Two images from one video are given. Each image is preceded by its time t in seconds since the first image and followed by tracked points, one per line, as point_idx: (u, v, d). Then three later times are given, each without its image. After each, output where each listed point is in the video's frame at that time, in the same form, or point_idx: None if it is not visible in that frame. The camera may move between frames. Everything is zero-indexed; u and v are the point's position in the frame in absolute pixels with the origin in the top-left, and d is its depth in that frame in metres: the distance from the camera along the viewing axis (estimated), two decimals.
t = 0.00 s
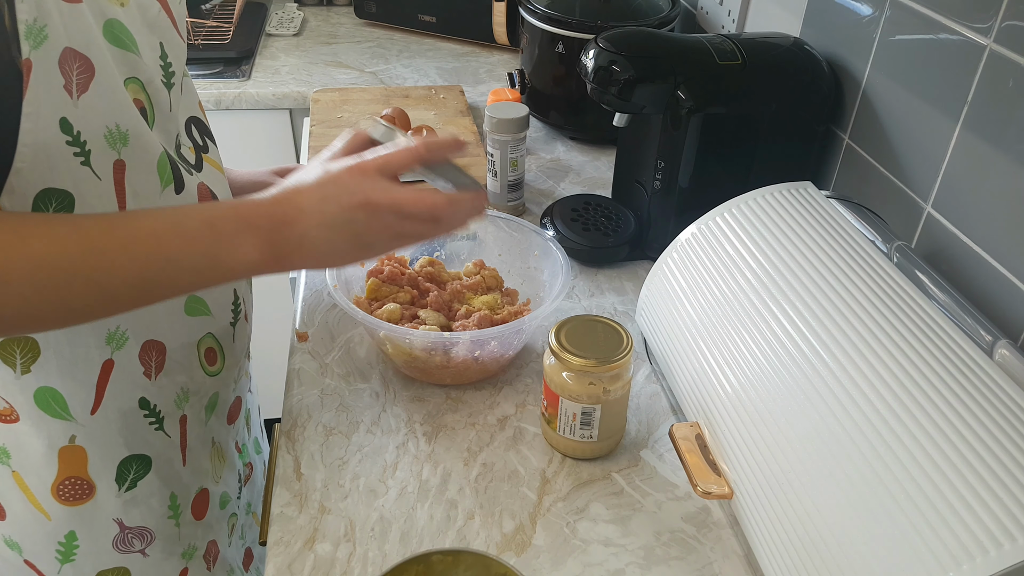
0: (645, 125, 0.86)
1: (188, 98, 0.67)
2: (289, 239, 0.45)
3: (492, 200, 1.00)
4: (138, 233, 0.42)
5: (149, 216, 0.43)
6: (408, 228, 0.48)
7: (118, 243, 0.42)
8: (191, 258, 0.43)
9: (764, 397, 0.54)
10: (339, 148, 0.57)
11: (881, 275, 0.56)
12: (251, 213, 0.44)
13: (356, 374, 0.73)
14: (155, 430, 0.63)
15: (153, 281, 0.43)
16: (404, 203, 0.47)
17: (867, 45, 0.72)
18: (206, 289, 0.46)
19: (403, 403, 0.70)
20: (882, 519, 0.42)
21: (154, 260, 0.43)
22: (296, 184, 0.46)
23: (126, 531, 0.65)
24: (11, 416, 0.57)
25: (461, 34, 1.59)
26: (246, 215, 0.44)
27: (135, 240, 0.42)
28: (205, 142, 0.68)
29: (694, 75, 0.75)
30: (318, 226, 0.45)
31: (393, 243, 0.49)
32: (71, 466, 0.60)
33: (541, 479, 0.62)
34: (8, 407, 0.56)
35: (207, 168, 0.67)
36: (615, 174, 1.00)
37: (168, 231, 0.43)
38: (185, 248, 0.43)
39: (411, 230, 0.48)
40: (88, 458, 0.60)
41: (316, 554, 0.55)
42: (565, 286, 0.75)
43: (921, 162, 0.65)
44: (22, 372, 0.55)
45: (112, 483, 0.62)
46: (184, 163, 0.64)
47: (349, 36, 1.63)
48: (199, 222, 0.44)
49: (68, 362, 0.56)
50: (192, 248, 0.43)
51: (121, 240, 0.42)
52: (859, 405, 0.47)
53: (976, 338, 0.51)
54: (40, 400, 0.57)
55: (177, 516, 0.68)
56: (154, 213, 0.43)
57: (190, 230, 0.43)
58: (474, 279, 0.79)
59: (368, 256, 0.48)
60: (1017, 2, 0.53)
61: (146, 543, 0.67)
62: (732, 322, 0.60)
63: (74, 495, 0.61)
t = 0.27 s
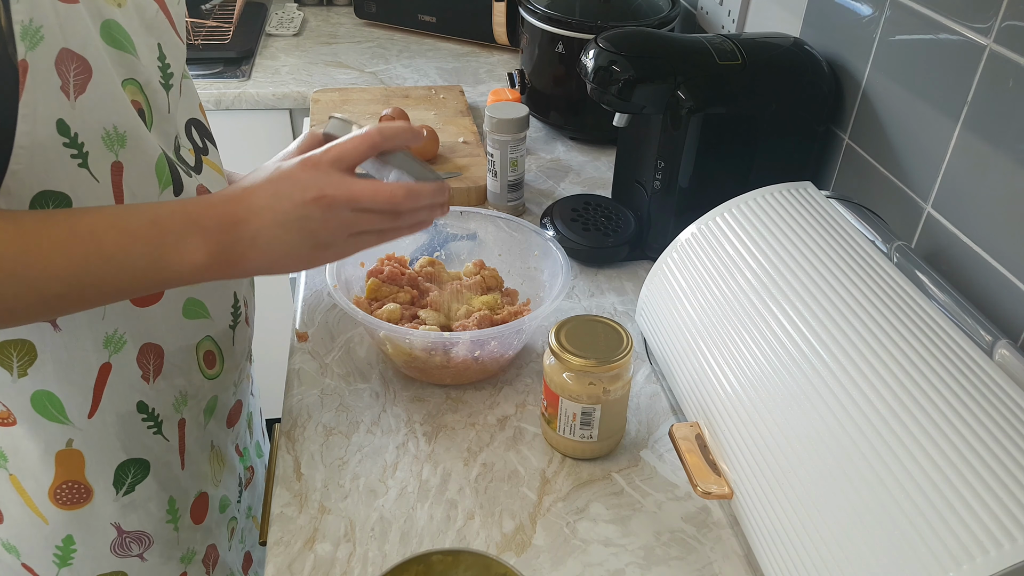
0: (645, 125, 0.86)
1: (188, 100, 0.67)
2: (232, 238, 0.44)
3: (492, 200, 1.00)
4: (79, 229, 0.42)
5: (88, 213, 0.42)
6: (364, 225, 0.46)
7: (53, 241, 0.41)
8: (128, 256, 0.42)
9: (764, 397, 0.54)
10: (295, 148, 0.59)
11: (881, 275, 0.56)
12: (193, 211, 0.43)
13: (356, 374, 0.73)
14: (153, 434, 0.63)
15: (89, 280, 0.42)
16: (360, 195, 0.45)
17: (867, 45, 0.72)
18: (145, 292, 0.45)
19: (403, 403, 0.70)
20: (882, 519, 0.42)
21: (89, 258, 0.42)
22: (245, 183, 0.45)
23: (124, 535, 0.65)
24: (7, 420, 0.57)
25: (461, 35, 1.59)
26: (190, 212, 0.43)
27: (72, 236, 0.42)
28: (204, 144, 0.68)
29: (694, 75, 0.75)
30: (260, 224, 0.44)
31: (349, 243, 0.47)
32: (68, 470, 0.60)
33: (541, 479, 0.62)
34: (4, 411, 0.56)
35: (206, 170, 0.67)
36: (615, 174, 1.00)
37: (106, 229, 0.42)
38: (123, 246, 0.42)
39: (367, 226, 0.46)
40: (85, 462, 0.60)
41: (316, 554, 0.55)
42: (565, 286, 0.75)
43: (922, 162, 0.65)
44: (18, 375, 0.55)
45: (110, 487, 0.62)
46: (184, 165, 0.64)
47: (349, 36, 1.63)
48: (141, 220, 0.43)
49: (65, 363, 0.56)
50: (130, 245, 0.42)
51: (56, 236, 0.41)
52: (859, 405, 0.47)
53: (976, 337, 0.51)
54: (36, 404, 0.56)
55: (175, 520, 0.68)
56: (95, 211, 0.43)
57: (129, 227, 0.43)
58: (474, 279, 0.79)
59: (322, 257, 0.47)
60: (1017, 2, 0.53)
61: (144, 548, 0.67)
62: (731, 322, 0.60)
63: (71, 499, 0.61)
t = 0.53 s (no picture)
0: (645, 125, 0.86)
1: (186, 102, 0.67)
2: (194, 244, 0.43)
3: (491, 200, 1.00)
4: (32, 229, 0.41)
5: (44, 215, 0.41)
6: (329, 233, 0.45)
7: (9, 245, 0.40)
8: (88, 262, 0.42)
9: (764, 398, 0.54)
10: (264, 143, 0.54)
11: (881, 275, 0.56)
12: (153, 216, 0.42)
13: (356, 375, 0.73)
14: (152, 438, 0.63)
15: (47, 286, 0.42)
16: (325, 205, 0.44)
17: (867, 45, 0.72)
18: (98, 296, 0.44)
19: (403, 403, 0.70)
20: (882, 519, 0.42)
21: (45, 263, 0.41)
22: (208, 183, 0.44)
23: (122, 540, 0.65)
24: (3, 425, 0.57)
25: (461, 35, 1.59)
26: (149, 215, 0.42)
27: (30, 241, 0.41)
28: (202, 146, 0.69)
29: (694, 75, 0.75)
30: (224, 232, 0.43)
31: (313, 248, 0.46)
32: (65, 474, 0.60)
33: (541, 479, 0.62)
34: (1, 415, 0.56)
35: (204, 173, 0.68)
36: (615, 174, 1.00)
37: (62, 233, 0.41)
38: (82, 250, 0.42)
39: (332, 233, 0.45)
40: (83, 467, 0.60)
41: (316, 554, 0.55)
42: (565, 286, 0.75)
43: (921, 162, 0.65)
44: (15, 380, 0.55)
45: (107, 492, 0.62)
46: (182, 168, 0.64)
47: (349, 36, 1.63)
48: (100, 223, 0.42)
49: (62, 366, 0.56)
50: (89, 250, 0.42)
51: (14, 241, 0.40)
52: (858, 405, 0.47)
53: (976, 337, 0.51)
54: (33, 408, 0.56)
55: (173, 525, 0.68)
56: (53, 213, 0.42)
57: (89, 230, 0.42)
58: (474, 279, 0.79)
59: (286, 262, 0.46)
60: (1017, 3, 0.53)
61: (142, 552, 0.67)
62: (731, 322, 0.60)
63: (68, 504, 0.61)
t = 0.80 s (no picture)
0: (645, 125, 0.86)
1: (185, 103, 0.67)
2: (261, 214, 0.48)
3: (492, 200, 1.00)
4: (106, 219, 0.44)
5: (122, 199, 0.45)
6: (376, 193, 0.51)
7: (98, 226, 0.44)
8: (169, 238, 0.46)
9: (763, 397, 0.54)
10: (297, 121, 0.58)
11: (881, 275, 0.56)
12: (220, 192, 0.47)
13: (357, 375, 0.73)
14: (148, 441, 0.63)
15: (137, 261, 0.45)
16: (373, 167, 0.49)
17: (867, 45, 0.73)
18: (174, 274, 0.48)
19: (403, 403, 0.70)
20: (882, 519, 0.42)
21: (132, 239, 0.45)
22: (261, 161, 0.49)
23: (117, 543, 0.65)
24: None
25: (461, 35, 1.59)
26: (214, 194, 0.47)
27: (114, 221, 0.45)
28: (200, 147, 0.69)
29: (694, 75, 0.75)
30: (287, 199, 0.48)
31: (363, 212, 0.52)
32: (60, 477, 0.60)
33: (541, 479, 0.62)
34: None
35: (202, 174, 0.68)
36: (615, 174, 1.00)
37: (141, 212, 0.45)
38: (162, 227, 0.46)
39: (380, 193, 0.52)
40: (79, 469, 0.60)
41: (316, 554, 0.55)
42: (565, 286, 0.75)
43: (921, 162, 0.65)
44: (10, 381, 0.56)
45: (102, 494, 0.62)
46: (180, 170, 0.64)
47: (349, 36, 1.63)
48: (174, 203, 0.46)
49: (56, 368, 0.57)
50: (167, 225, 0.46)
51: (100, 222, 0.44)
52: (858, 405, 0.47)
53: (976, 337, 0.51)
54: (28, 410, 0.57)
55: (170, 528, 0.68)
56: (127, 196, 0.46)
57: (165, 210, 0.46)
58: (474, 279, 0.79)
59: (341, 226, 0.52)
60: (1017, 2, 0.53)
61: (138, 555, 0.67)
62: (731, 322, 0.60)
63: (63, 506, 0.61)
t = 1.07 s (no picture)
0: (645, 125, 0.86)
1: (189, 102, 0.67)
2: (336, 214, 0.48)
3: (492, 200, 1.00)
4: (185, 218, 0.44)
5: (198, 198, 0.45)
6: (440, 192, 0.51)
7: (180, 227, 0.44)
8: (250, 238, 0.46)
9: (763, 398, 0.54)
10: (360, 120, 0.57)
11: (881, 275, 0.56)
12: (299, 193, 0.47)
13: (356, 374, 0.73)
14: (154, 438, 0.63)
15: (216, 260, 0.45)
16: (439, 168, 0.49)
17: (867, 45, 0.72)
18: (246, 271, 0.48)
19: (402, 403, 0.70)
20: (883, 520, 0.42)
21: (213, 239, 0.45)
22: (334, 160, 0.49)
23: (125, 541, 0.65)
24: (6, 425, 0.57)
25: (461, 35, 1.59)
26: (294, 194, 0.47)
27: (194, 223, 0.44)
28: (205, 146, 0.69)
29: (694, 75, 0.75)
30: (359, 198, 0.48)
31: (427, 209, 0.52)
32: (68, 475, 0.60)
33: (541, 479, 0.62)
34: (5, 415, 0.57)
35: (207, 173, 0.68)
36: (614, 174, 1.00)
37: (223, 213, 0.45)
38: (242, 227, 0.45)
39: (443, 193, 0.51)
40: (86, 468, 0.60)
41: (316, 554, 0.55)
42: (564, 286, 0.75)
43: (922, 162, 0.65)
44: (18, 380, 0.56)
45: (110, 492, 0.62)
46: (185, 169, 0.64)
47: (349, 36, 1.63)
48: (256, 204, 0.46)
49: (65, 367, 0.56)
50: (246, 226, 0.46)
51: (182, 223, 0.44)
52: (859, 405, 0.47)
53: (976, 337, 0.51)
54: (36, 408, 0.57)
55: (177, 525, 0.68)
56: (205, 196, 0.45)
57: (244, 210, 0.46)
58: (474, 279, 0.79)
59: (405, 223, 0.52)
60: (1017, 2, 0.53)
61: (146, 552, 0.67)
62: (731, 322, 0.60)
63: (72, 504, 0.61)
